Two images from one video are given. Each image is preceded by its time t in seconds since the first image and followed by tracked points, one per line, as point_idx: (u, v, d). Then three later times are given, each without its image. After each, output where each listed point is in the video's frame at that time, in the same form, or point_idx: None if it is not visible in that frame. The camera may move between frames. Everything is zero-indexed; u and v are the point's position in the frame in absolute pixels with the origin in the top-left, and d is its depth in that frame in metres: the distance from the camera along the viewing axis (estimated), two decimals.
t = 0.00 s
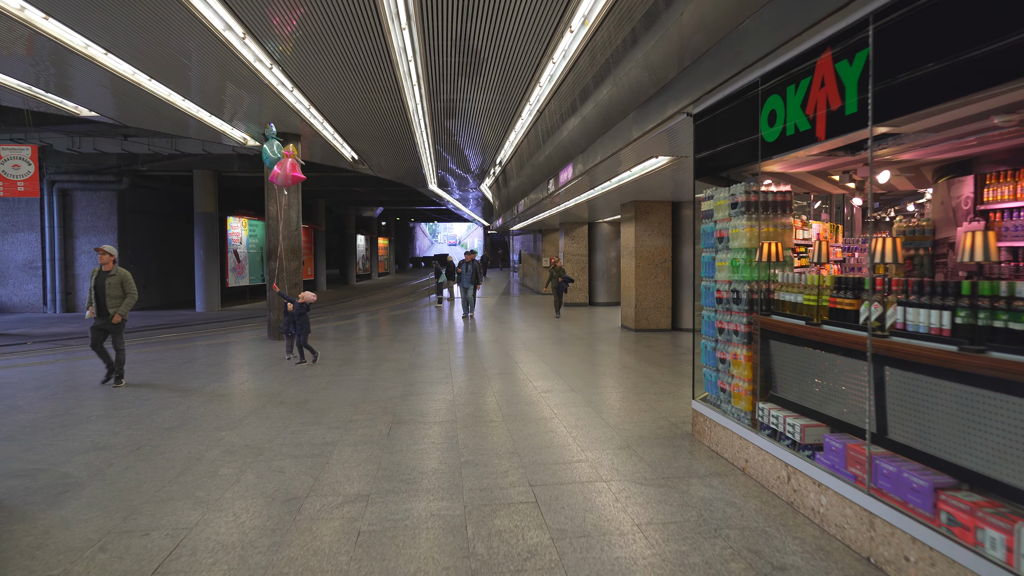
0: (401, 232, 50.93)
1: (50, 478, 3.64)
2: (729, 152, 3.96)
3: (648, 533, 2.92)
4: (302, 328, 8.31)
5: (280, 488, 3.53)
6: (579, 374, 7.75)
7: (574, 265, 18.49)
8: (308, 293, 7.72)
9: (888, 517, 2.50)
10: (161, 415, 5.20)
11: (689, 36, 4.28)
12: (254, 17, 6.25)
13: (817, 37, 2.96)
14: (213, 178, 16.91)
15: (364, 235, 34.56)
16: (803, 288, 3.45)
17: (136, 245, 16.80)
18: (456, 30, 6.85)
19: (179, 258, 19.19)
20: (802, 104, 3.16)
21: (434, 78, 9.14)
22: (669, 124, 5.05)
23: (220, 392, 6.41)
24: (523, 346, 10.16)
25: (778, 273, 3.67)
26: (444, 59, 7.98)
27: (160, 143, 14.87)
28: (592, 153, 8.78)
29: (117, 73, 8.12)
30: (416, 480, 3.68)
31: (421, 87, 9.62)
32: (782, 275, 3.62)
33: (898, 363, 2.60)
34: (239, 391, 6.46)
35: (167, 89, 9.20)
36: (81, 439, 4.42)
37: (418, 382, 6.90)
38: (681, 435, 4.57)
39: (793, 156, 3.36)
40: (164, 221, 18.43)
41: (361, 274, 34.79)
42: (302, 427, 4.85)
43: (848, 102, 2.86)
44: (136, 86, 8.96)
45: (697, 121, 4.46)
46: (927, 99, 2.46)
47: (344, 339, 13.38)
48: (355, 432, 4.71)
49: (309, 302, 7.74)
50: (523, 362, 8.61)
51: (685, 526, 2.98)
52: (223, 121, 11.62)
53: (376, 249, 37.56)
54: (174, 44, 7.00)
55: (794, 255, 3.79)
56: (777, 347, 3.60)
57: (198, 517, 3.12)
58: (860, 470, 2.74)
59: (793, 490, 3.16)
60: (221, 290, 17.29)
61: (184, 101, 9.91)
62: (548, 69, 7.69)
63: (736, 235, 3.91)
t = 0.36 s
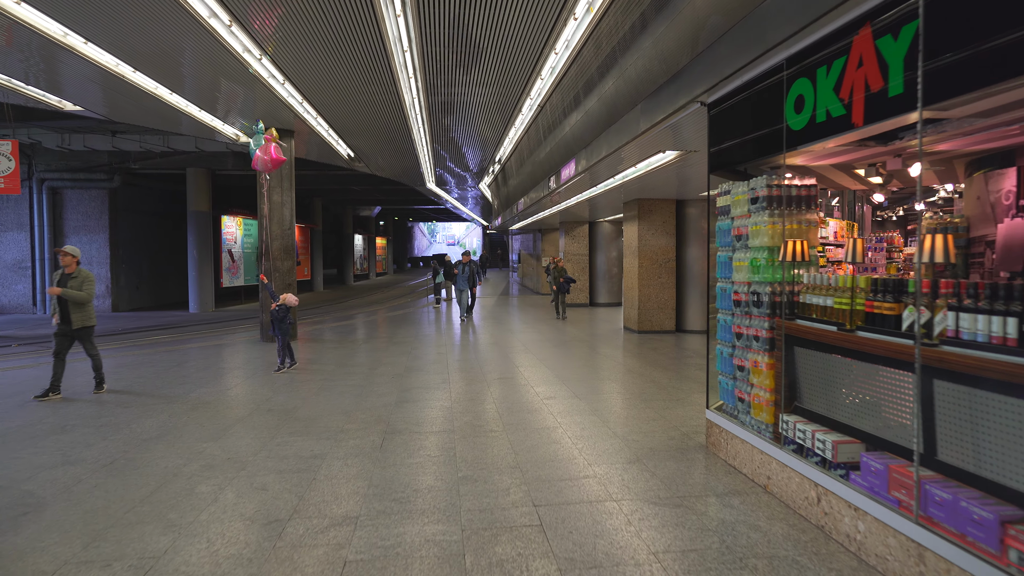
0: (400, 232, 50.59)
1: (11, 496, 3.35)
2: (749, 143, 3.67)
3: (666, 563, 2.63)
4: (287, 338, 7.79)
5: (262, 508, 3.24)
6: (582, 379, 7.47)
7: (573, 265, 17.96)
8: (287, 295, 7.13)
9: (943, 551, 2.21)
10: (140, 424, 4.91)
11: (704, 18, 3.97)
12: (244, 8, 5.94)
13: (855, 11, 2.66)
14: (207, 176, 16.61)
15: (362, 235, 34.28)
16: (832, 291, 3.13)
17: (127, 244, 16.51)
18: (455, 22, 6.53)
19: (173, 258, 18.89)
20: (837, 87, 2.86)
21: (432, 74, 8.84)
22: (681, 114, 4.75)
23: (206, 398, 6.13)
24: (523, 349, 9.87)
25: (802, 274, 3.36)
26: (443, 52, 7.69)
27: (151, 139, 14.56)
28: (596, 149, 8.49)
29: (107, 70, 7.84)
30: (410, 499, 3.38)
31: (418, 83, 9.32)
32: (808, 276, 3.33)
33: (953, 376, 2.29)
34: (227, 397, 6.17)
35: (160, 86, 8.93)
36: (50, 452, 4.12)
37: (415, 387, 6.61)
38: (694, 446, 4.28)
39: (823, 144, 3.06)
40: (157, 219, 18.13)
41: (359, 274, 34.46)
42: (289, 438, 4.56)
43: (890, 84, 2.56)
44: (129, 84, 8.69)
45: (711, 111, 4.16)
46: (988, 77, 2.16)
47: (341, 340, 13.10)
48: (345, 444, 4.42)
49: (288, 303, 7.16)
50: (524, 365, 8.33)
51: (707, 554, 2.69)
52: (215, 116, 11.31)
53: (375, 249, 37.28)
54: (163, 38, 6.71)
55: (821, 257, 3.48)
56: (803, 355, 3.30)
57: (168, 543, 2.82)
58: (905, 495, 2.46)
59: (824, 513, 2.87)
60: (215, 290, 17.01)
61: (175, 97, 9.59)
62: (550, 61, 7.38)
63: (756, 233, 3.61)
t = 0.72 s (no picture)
0: (397, 233, 50.28)
1: None
2: (767, 136, 3.38)
3: None
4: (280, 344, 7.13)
5: (235, 533, 2.97)
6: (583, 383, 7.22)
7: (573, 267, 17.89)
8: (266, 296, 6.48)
9: None
10: (114, 435, 4.63)
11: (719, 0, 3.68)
12: None
13: None
14: (199, 175, 16.32)
15: (359, 235, 33.97)
16: (862, 295, 2.84)
17: (118, 244, 16.25)
18: (451, 15, 6.24)
19: (165, 259, 18.60)
20: (872, 70, 2.57)
21: (428, 71, 8.56)
22: (693, 104, 4.46)
23: (190, 405, 5.85)
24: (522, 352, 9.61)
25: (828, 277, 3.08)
26: (439, 48, 7.41)
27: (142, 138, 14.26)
28: (598, 145, 8.21)
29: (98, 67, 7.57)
30: (399, 523, 3.09)
31: (414, 81, 9.05)
32: (834, 278, 3.04)
33: (1014, 396, 1.99)
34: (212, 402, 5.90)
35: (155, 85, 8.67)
36: (14, 467, 3.85)
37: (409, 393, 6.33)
38: (703, 459, 4.01)
39: (854, 133, 2.78)
40: (149, 220, 17.84)
41: (356, 274, 34.17)
42: (272, 451, 4.28)
43: (937, 64, 2.27)
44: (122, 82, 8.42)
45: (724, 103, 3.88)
46: None
47: (336, 343, 12.82)
48: (332, 458, 4.14)
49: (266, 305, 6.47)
50: (522, 370, 8.07)
51: None
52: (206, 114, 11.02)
53: (372, 250, 37.04)
54: (152, 34, 6.45)
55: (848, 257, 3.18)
56: (828, 365, 3.01)
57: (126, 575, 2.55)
58: (956, 527, 2.20)
59: (859, 542, 2.59)
60: (208, 292, 16.74)
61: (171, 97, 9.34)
62: (550, 54, 7.09)
63: (776, 232, 3.33)
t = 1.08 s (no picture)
0: (394, 232, 49.96)
1: None
2: (786, 127, 3.10)
3: None
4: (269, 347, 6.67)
5: (201, 563, 2.70)
6: (582, 388, 6.94)
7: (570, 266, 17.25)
8: (239, 298, 5.86)
9: None
10: (84, 448, 4.36)
11: None
12: None
13: None
14: (190, 173, 16.02)
15: (355, 234, 33.66)
16: (895, 301, 2.56)
17: (107, 244, 15.96)
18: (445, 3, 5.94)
19: (156, 259, 18.30)
20: (913, 48, 2.28)
21: (423, 66, 8.27)
22: (705, 92, 4.17)
23: (170, 412, 5.58)
24: (519, 355, 9.33)
25: (856, 281, 2.80)
26: (433, 41, 7.11)
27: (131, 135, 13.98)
28: (599, 141, 7.92)
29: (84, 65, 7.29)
30: (384, 551, 2.81)
31: (408, 76, 8.75)
32: (862, 282, 2.77)
33: None
34: (192, 409, 5.62)
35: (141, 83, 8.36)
36: None
37: (401, 400, 6.05)
38: (714, 474, 3.73)
39: (889, 120, 2.50)
40: (140, 219, 17.53)
41: (352, 274, 33.86)
42: (252, 466, 4.00)
43: (996, 40, 1.98)
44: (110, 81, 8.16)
45: (738, 93, 3.59)
46: None
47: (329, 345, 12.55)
48: (316, 474, 3.86)
49: (239, 308, 5.86)
50: (520, 374, 7.79)
51: None
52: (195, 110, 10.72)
53: (367, 249, 36.74)
54: (134, 26, 6.15)
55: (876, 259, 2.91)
56: (855, 377, 2.71)
57: None
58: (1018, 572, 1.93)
59: None
60: (199, 292, 16.44)
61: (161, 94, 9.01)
62: (549, 45, 6.79)
63: (798, 230, 3.05)
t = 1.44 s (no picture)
0: (391, 233, 49.65)
1: None
2: (816, 114, 2.81)
3: None
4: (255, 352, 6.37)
5: None
6: (586, 394, 6.66)
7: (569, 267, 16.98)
8: (222, 301, 5.58)
9: None
10: (54, 462, 4.08)
11: None
12: None
13: None
14: (183, 172, 15.75)
15: (352, 235, 33.37)
16: (946, 307, 2.28)
17: (98, 243, 15.67)
18: None
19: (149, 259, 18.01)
20: (974, 18, 2.01)
21: (419, 61, 7.99)
22: (722, 78, 3.88)
23: (152, 420, 5.30)
24: (520, 358, 9.06)
25: (897, 283, 2.52)
26: (430, 33, 6.83)
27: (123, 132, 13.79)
28: (603, 137, 7.64)
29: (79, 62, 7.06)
30: None
31: (405, 72, 8.47)
32: (905, 283, 2.49)
33: None
34: (176, 418, 5.33)
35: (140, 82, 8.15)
36: None
37: (396, 407, 5.77)
38: (733, 491, 3.45)
39: (937, 101, 2.23)
40: (132, 219, 17.23)
41: (348, 275, 33.59)
42: (232, 482, 3.72)
43: None
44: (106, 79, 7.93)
45: (757, 80, 3.31)
46: None
47: (323, 347, 12.27)
48: (302, 492, 3.58)
49: (222, 311, 5.57)
50: (521, 379, 7.51)
51: None
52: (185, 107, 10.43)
53: (365, 250, 36.44)
54: (118, 17, 5.86)
55: (915, 258, 2.62)
56: (898, 390, 2.42)
57: None
58: None
59: None
60: (192, 293, 16.16)
61: (150, 89, 8.58)
62: (551, 36, 6.50)
63: (830, 227, 2.77)
